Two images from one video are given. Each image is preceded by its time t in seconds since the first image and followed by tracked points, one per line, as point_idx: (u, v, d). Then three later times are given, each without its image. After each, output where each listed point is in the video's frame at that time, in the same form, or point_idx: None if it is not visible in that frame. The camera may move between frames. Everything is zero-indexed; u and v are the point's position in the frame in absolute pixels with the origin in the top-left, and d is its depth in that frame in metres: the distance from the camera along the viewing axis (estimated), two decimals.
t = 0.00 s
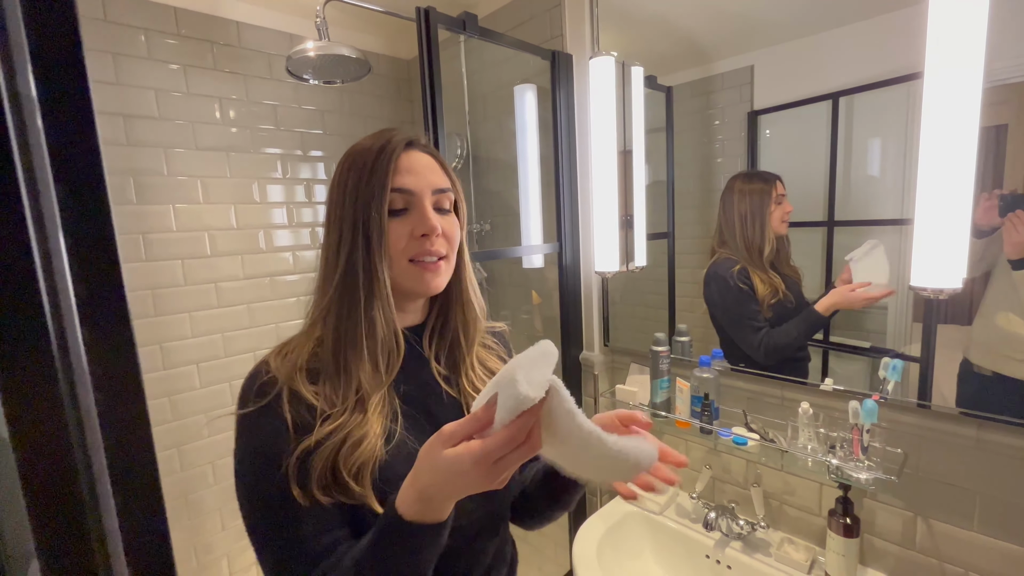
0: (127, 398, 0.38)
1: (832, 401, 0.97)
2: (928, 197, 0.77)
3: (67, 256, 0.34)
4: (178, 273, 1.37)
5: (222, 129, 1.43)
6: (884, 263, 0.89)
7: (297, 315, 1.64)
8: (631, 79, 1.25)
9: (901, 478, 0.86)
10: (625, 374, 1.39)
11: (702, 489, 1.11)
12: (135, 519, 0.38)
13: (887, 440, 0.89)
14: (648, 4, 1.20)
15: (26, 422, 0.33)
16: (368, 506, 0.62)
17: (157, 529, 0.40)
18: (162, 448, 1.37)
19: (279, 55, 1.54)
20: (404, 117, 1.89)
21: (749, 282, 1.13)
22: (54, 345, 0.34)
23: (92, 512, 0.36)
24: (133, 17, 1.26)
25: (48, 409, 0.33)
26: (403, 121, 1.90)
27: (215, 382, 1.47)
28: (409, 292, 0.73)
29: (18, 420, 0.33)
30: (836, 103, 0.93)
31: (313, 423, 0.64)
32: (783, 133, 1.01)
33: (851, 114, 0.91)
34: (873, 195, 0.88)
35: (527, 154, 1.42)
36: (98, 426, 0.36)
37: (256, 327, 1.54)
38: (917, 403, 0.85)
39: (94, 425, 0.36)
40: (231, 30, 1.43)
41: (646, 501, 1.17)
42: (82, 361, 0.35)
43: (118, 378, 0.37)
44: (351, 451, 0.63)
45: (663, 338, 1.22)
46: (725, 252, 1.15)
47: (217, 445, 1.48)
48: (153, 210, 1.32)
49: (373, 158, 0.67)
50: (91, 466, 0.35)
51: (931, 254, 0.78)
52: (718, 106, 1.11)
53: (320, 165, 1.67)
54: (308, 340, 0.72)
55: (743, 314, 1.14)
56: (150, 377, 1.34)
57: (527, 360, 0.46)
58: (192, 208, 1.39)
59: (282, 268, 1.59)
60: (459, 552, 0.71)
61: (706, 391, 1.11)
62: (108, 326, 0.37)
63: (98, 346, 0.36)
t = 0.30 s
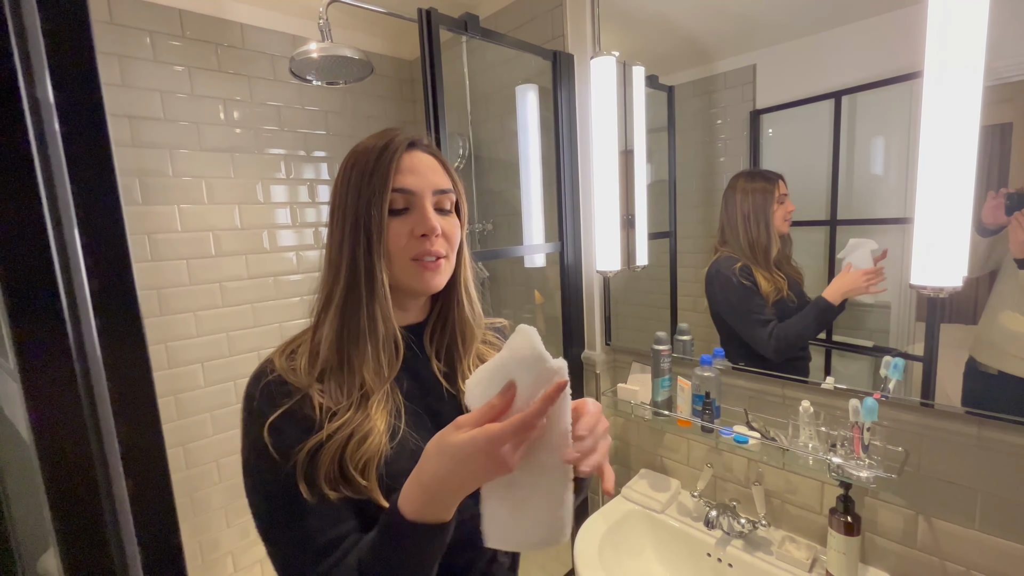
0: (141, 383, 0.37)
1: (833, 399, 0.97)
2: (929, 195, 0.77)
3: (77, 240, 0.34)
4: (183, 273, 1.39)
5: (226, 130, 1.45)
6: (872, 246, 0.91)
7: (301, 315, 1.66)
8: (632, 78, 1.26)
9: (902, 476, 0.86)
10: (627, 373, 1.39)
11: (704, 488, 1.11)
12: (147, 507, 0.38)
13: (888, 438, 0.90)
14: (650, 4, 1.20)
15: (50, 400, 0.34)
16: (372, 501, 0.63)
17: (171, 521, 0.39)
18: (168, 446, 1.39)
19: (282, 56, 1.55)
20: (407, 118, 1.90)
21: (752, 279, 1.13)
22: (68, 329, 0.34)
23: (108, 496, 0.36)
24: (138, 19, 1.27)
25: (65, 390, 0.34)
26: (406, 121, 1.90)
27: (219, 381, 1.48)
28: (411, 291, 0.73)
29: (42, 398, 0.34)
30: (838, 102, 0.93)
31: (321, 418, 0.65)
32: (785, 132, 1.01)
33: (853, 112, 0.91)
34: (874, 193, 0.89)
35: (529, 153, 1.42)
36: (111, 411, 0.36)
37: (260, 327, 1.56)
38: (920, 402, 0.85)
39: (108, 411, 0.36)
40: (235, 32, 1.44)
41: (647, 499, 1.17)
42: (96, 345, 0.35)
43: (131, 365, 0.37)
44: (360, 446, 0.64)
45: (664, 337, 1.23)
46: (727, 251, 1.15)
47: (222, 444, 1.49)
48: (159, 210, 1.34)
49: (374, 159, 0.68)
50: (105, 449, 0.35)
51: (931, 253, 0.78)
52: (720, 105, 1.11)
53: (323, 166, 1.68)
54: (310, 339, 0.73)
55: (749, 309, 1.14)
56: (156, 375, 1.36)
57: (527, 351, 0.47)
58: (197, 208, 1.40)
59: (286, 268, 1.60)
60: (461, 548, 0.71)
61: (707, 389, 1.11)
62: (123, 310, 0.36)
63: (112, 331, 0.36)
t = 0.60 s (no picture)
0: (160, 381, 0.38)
1: (834, 399, 0.98)
2: (927, 198, 0.79)
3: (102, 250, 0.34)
4: (187, 274, 1.40)
5: (230, 131, 1.46)
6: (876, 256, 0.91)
7: (303, 315, 1.66)
8: (633, 80, 1.27)
9: (902, 476, 0.86)
10: (628, 373, 1.39)
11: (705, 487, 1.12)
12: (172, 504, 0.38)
13: (888, 437, 0.90)
14: (651, 6, 1.20)
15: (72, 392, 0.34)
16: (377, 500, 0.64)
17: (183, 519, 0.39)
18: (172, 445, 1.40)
19: (285, 58, 1.56)
20: (408, 119, 1.91)
21: (753, 279, 1.13)
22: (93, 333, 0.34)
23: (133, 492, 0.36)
24: (143, 22, 1.28)
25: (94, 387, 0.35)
26: (407, 122, 1.91)
27: (223, 380, 1.49)
28: (418, 292, 0.74)
29: (68, 398, 0.34)
30: (839, 102, 0.93)
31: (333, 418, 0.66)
32: (786, 133, 1.01)
33: (854, 113, 0.91)
34: (875, 194, 0.89)
35: (530, 155, 1.43)
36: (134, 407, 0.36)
37: (263, 327, 1.56)
38: (922, 402, 0.85)
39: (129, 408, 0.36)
40: (239, 35, 1.46)
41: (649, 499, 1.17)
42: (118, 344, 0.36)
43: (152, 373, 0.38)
44: (367, 447, 0.64)
45: (665, 337, 1.23)
46: (729, 251, 1.16)
47: (226, 443, 1.50)
48: (164, 211, 1.35)
49: (381, 160, 0.69)
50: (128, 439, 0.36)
51: (931, 253, 0.80)
52: (722, 106, 1.11)
53: (325, 167, 1.69)
54: (320, 339, 0.73)
55: (750, 309, 1.14)
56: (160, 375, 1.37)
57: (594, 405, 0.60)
58: (201, 210, 1.41)
59: (289, 269, 1.61)
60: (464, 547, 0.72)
61: (708, 389, 1.11)
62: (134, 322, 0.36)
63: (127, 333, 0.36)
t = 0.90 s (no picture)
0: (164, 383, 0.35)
1: (834, 399, 0.98)
2: (926, 197, 0.79)
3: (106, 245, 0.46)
4: (189, 274, 1.40)
5: (232, 132, 1.46)
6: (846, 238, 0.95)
7: (305, 315, 1.67)
8: (633, 81, 1.27)
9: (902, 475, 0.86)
10: (628, 373, 1.40)
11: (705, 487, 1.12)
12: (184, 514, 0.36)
13: (888, 437, 0.90)
14: (651, 7, 1.21)
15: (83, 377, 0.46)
16: (383, 504, 0.65)
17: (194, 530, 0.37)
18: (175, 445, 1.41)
19: (287, 60, 1.57)
20: (409, 120, 1.92)
21: (759, 279, 1.13)
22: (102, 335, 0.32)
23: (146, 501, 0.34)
24: (146, 24, 1.29)
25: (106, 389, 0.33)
26: (408, 124, 1.92)
27: (225, 381, 1.49)
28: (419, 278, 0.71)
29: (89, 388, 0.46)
30: (840, 103, 0.93)
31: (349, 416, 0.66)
32: (787, 134, 1.01)
33: (855, 113, 0.91)
34: (876, 194, 0.89)
35: (530, 156, 1.43)
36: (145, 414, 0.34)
37: (265, 327, 1.57)
38: (922, 402, 0.86)
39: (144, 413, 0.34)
40: (241, 36, 1.46)
41: (649, 499, 1.18)
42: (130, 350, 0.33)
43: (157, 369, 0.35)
44: (382, 448, 0.64)
45: (666, 336, 1.23)
46: (731, 251, 1.16)
47: (228, 442, 1.51)
48: (167, 212, 1.36)
49: (369, 153, 0.72)
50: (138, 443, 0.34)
51: (929, 253, 0.80)
52: (722, 107, 1.12)
53: (327, 168, 1.69)
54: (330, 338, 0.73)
55: (756, 309, 1.14)
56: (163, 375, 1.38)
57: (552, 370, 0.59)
58: (204, 210, 1.42)
59: (290, 269, 1.62)
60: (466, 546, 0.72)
61: (709, 389, 1.12)
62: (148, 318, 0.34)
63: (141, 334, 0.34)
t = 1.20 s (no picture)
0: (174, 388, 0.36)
1: (832, 399, 0.98)
2: (924, 198, 0.80)
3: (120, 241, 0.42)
4: (191, 275, 1.41)
5: (233, 134, 1.47)
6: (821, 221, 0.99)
7: (306, 316, 1.68)
8: (632, 82, 1.28)
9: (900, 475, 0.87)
10: (628, 374, 1.40)
11: (704, 487, 1.12)
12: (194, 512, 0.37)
13: (885, 437, 0.91)
14: (651, 9, 1.22)
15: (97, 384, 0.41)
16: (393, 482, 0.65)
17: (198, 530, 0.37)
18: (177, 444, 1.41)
19: (288, 61, 1.57)
20: (410, 122, 1.93)
21: (757, 277, 1.14)
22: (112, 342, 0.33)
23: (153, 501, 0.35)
24: (148, 27, 1.30)
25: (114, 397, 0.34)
26: (409, 125, 1.93)
27: (226, 381, 1.50)
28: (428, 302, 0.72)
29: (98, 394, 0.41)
30: (839, 104, 0.93)
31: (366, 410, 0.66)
32: (787, 135, 1.02)
33: (853, 115, 0.92)
34: (875, 195, 0.90)
35: (531, 157, 1.44)
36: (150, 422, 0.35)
37: (267, 328, 1.58)
38: (922, 402, 0.86)
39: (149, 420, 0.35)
40: (243, 38, 1.47)
41: (649, 499, 1.18)
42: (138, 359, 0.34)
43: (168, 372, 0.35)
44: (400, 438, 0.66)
45: (665, 337, 1.23)
46: (730, 251, 1.17)
47: (229, 442, 1.52)
48: (168, 213, 1.36)
49: (396, 166, 0.69)
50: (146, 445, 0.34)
51: (926, 254, 0.81)
52: (722, 108, 1.12)
53: (328, 169, 1.70)
54: (331, 338, 0.73)
55: (756, 305, 1.14)
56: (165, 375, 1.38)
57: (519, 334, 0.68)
58: (205, 211, 1.43)
59: (291, 270, 1.62)
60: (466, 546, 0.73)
61: (708, 390, 1.12)
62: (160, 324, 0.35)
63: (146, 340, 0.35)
